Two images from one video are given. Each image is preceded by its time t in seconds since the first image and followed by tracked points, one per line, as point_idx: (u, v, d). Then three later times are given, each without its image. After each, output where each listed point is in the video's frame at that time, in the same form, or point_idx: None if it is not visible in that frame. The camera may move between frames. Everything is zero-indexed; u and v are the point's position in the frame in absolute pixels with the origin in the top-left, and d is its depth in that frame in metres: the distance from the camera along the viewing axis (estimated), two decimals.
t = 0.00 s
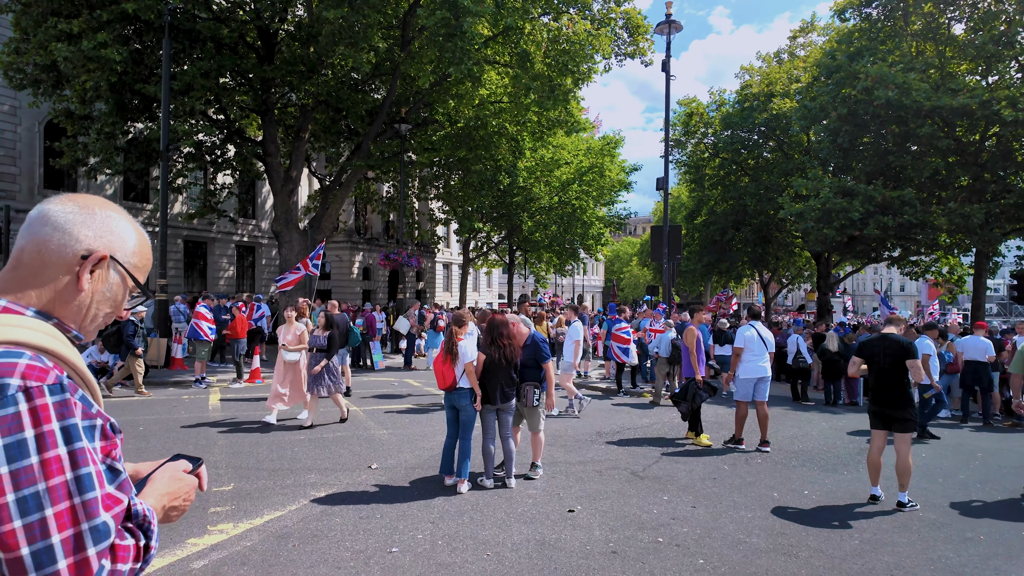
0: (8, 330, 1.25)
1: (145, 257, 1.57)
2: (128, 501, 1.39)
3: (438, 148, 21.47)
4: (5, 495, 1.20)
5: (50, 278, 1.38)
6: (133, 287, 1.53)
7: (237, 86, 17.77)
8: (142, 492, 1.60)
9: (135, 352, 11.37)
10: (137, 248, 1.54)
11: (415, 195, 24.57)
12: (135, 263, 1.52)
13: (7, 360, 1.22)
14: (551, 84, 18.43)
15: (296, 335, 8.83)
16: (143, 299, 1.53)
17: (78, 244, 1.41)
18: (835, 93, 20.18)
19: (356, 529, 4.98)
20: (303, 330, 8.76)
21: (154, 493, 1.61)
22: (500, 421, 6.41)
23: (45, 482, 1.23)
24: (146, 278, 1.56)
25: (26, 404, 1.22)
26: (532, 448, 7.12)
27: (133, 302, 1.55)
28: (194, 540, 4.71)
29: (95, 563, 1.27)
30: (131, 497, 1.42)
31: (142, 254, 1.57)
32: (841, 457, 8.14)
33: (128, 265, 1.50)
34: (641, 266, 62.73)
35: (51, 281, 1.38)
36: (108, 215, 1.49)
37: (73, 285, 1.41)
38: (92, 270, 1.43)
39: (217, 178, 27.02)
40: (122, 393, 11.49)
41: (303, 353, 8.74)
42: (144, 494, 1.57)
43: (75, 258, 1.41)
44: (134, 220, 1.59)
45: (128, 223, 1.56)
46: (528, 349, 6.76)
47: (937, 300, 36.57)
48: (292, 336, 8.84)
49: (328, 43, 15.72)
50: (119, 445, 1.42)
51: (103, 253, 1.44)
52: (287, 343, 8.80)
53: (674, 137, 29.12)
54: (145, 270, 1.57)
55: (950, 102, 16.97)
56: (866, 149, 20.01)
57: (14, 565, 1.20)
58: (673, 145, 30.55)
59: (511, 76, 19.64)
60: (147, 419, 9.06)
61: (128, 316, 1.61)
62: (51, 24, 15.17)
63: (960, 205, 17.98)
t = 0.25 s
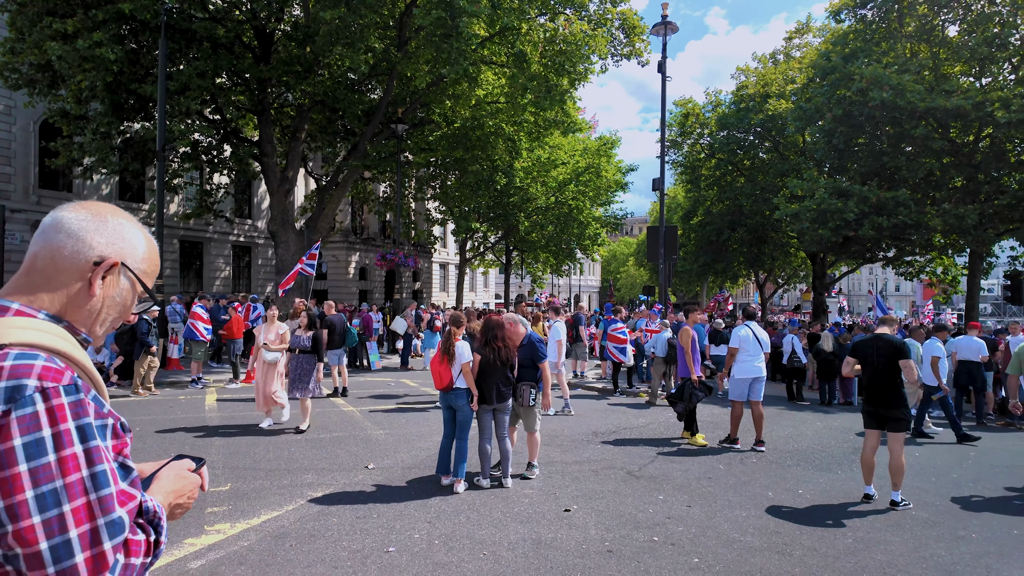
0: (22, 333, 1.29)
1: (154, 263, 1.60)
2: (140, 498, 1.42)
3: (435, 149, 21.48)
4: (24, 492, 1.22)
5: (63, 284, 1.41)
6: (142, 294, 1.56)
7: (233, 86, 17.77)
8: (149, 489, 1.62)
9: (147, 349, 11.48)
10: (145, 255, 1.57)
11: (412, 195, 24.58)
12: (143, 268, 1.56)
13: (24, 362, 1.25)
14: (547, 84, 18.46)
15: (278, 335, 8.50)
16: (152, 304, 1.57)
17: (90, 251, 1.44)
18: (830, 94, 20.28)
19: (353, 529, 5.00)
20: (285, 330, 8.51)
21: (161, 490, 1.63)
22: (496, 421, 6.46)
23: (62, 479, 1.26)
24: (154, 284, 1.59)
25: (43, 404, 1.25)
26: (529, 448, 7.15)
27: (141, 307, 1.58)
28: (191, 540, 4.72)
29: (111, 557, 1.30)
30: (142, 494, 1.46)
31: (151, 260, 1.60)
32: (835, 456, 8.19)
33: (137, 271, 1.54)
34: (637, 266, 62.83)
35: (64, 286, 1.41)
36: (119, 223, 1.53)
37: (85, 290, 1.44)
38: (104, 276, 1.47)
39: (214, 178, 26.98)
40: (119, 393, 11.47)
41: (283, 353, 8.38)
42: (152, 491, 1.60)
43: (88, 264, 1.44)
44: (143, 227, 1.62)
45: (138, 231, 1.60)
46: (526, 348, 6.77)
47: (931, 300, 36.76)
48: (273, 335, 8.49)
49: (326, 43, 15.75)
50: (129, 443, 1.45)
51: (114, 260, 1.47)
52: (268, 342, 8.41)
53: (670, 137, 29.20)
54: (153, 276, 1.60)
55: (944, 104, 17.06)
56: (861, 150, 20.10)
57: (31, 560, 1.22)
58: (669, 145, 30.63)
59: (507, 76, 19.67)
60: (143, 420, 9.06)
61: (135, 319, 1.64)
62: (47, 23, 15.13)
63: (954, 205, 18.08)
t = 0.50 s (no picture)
0: (31, 340, 1.28)
1: (163, 270, 1.60)
2: (149, 505, 1.42)
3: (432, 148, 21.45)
4: (34, 500, 1.22)
5: (72, 291, 1.41)
6: (150, 300, 1.56)
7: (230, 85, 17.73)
8: (156, 495, 1.62)
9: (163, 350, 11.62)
10: (155, 263, 1.57)
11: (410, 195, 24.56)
12: (153, 275, 1.56)
13: (33, 370, 1.24)
14: (544, 84, 18.43)
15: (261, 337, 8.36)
16: (160, 311, 1.56)
17: (99, 258, 1.44)
18: (828, 94, 20.31)
19: (351, 531, 4.99)
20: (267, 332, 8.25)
21: (169, 495, 1.63)
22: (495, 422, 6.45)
23: (71, 487, 1.25)
24: (163, 291, 1.59)
25: (52, 412, 1.24)
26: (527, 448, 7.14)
27: (150, 313, 1.58)
28: (190, 542, 4.72)
29: (120, 564, 1.29)
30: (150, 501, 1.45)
31: (160, 267, 1.60)
32: (833, 456, 8.21)
33: (146, 278, 1.53)
34: (635, 266, 62.84)
35: (73, 294, 1.41)
36: (128, 230, 1.52)
37: (95, 298, 1.44)
38: (113, 283, 1.46)
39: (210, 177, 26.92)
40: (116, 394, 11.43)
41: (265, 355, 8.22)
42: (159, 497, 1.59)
43: (97, 271, 1.43)
44: (153, 234, 1.62)
45: (146, 238, 1.59)
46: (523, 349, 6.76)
47: (928, 300, 36.82)
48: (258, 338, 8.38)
49: (323, 42, 15.72)
50: (137, 451, 1.44)
51: (123, 267, 1.47)
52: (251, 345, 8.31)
53: (668, 137, 29.22)
54: (162, 283, 1.59)
55: (940, 104, 17.09)
56: (858, 150, 20.13)
57: (41, 568, 1.21)
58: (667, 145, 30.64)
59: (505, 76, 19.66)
60: (141, 421, 9.03)
61: (144, 325, 1.64)
62: (42, 22, 15.07)
63: (951, 206, 18.11)
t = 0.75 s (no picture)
0: (27, 341, 1.28)
1: (161, 270, 1.58)
2: (144, 507, 1.41)
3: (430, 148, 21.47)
4: (26, 503, 1.21)
5: (69, 292, 1.40)
6: (148, 300, 1.55)
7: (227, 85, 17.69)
8: (154, 497, 1.61)
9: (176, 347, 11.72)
10: (153, 263, 1.56)
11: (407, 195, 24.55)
12: (151, 276, 1.54)
13: (27, 372, 1.23)
14: (542, 84, 18.41)
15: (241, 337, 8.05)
16: (159, 311, 1.56)
17: (96, 258, 1.43)
18: (824, 95, 20.38)
19: (347, 531, 4.98)
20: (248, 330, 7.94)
21: (166, 498, 1.61)
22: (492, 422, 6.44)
23: (64, 490, 1.25)
24: (160, 291, 1.57)
25: (45, 414, 1.23)
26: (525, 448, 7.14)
27: (149, 313, 1.57)
28: (186, 543, 4.70)
29: (112, 568, 1.28)
30: (146, 504, 1.44)
31: (159, 267, 1.58)
32: (829, 456, 8.24)
33: (144, 278, 1.52)
34: (632, 266, 62.88)
35: (70, 294, 1.40)
36: (126, 229, 1.51)
37: (92, 298, 1.43)
38: (110, 283, 1.45)
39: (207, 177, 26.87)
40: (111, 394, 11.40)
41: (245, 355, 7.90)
42: (156, 499, 1.58)
43: (93, 272, 1.42)
44: (152, 234, 1.61)
45: (145, 237, 1.58)
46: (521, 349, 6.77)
47: (924, 301, 36.92)
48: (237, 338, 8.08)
49: (320, 42, 15.70)
50: (133, 452, 1.44)
51: (120, 267, 1.46)
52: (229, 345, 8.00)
53: (664, 138, 29.27)
54: (160, 283, 1.58)
55: (936, 105, 17.14)
56: (854, 150, 20.19)
57: (32, 571, 1.20)
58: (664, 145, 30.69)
59: (502, 76, 19.65)
60: (136, 421, 9.00)
61: (144, 325, 1.63)
62: (38, 22, 15.02)
63: (946, 206, 18.16)
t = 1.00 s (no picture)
0: None
1: (140, 269, 1.56)
2: (120, 513, 1.38)
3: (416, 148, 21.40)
4: None
5: (44, 293, 1.37)
6: (127, 301, 1.52)
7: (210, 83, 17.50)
8: (134, 502, 1.59)
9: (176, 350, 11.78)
10: (132, 262, 1.54)
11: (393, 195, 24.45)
12: (129, 275, 1.52)
13: None
14: (528, 84, 18.37)
15: (207, 340, 7.46)
16: (138, 311, 1.53)
17: (73, 258, 1.41)
18: (808, 97, 20.60)
19: (333, 534, 4.94)
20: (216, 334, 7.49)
21: (147, 503, 1.59)
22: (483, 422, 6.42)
23: (36, 496, 1.22)
24: (139, 291, 1.55)
25: (17, 420, 1.21)
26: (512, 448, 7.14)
27: (127, 314, 1.54)
28: (167, 547, 4.65)
29: None
30: (124, 509, 1.41)
31: (138, 266, 1.56)
32: (812, 454, 8.32)
33: (122, 278, 1.50)
34: (618, 266, 63.12)
35: (44, 295, 1.37)
36: (103, 229, 1.49)
37: (67, 299, 1.40)
38: (86, 284, 1.43)
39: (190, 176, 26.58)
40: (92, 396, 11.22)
41: (215, 360, 7.42)
42: (136, 504, 1.56)
43: (70, 272, 1.40)
44: (130, 232, 1.59)
45: (123, 237, 1.56)
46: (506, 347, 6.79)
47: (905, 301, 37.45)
48: (200, 341, 7.49)
49: (306, 40, 15.58)
50: (111, 457, 1.41)
51: (97, 267, 1.43)
52: (195, 349, 7.38)
53: (651, 139, 29.41)
54: (139, 282, 1.56)
55: (917, 107, 17.36)
56: (837, 152, 20.41)
57: None
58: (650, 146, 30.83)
59: (489, 76, 19.62)
60: (117, 423, 8.88)
61: (123, 327, 1.60)
62: (16, 17, 14.77)
63: (927, 207, 18.42)
